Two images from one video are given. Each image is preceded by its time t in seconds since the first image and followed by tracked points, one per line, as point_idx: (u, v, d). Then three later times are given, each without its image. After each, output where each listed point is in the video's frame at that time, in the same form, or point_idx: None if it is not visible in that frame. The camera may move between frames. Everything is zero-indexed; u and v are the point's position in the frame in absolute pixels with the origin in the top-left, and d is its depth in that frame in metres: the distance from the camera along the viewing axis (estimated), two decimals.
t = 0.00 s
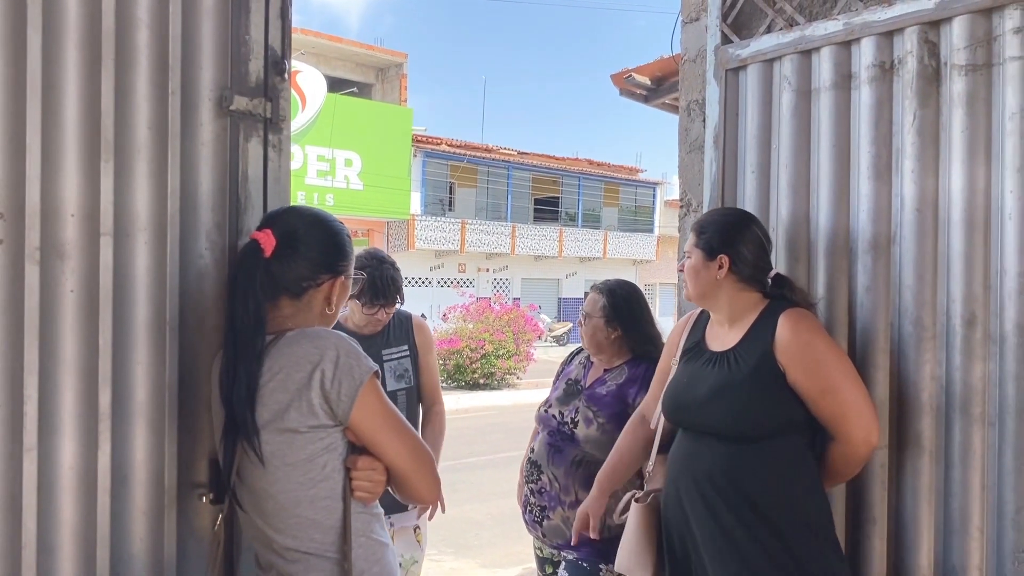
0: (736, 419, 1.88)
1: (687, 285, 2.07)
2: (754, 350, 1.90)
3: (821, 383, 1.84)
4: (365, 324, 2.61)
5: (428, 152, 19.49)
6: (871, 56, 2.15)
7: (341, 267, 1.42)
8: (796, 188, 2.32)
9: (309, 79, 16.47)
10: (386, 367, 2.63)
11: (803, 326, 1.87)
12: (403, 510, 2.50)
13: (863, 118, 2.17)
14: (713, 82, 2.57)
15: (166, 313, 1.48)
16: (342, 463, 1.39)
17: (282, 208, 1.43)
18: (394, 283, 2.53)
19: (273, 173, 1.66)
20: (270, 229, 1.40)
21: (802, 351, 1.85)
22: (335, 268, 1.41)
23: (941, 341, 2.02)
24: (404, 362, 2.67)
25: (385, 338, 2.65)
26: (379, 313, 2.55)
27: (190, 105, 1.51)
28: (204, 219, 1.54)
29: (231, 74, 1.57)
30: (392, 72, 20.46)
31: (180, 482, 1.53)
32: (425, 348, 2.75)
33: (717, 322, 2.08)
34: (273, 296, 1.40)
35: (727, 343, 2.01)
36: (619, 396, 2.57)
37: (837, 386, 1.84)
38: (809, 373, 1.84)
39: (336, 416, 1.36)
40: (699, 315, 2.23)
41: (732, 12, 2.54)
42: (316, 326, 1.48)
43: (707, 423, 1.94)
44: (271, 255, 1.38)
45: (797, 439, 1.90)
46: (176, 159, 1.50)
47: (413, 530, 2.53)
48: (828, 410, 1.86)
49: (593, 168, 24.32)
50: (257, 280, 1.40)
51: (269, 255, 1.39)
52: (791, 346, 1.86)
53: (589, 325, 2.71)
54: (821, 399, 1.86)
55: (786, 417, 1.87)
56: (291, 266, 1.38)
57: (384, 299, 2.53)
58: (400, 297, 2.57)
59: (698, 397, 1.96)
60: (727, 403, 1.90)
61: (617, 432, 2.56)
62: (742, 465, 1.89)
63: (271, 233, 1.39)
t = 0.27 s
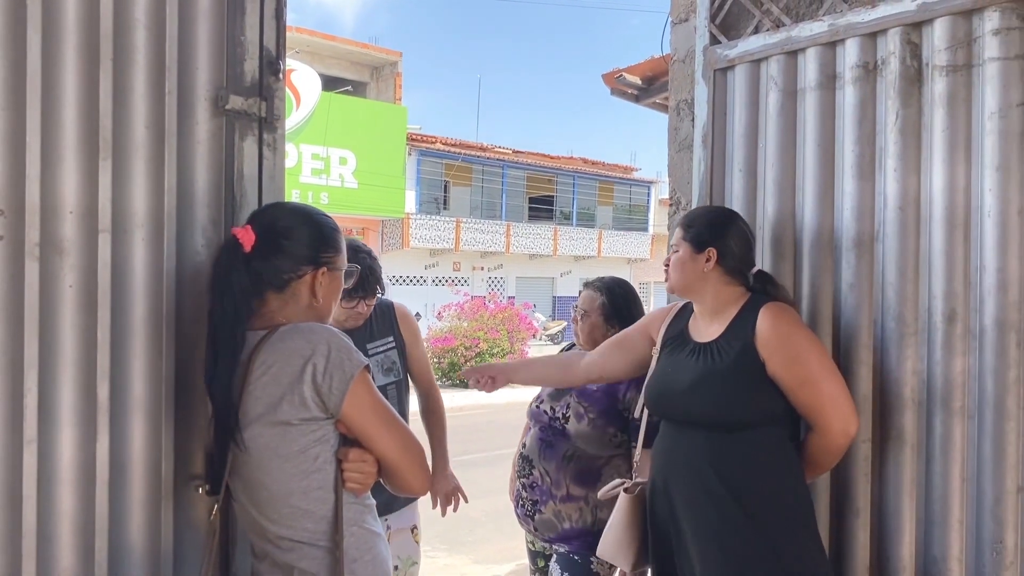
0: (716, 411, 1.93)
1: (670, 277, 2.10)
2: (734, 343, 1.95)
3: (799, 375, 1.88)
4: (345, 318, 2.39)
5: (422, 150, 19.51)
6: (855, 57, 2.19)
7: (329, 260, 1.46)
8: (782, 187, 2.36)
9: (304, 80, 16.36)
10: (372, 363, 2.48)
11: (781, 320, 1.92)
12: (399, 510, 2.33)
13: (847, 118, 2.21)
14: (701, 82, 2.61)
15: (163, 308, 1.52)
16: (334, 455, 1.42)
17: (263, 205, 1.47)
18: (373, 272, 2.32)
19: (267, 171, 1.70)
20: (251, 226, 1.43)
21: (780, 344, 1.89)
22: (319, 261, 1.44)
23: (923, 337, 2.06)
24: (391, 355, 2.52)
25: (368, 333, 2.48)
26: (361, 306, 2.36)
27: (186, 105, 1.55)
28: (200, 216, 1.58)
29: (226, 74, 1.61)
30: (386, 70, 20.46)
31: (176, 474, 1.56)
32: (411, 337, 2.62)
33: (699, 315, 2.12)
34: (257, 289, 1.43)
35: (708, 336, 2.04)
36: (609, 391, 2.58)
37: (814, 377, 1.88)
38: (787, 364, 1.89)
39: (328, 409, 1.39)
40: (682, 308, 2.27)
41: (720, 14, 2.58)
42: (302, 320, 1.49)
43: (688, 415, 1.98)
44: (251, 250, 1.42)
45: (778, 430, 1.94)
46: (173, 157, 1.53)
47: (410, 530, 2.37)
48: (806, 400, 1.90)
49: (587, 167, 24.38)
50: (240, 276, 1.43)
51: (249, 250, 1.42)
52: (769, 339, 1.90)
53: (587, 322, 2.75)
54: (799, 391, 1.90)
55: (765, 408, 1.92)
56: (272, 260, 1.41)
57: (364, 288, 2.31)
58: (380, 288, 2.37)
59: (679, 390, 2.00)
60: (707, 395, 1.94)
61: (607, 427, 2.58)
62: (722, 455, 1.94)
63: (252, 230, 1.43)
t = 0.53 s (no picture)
0: (698, 404, 1.98)
1: (661, 268, 2.17)
2: (715, 336, 2.00)
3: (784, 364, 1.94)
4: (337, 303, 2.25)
5: (418, 150, 19.55)
6: (838, 58, 2.24)
7: (317, 255, 1.50)
8: (768, 186, 2.41)
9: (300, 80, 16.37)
10: (362, 348, 2.33)
11: (764, 312, 1.96)
12: (404, 493, 2.34)
13: (830, 118, 2.26)
14: (690, 82, 2.66)
15: (162, 303, 1.56)
16: (327, 446, 1.47)
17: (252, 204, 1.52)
18: (364, 250, 2.21)
19: (264, 170, 1.74)
20: (241, 224, 1.49)
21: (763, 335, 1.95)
22: (308, 255, 1.49)
23: (904, 332, 2.11)
24: (380, 339, 2.39)
25: (356, 316, 2.35)
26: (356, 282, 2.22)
27: (185, 106, 1.60)
28: (198, 214, 1.62)
29: (224, 75, 1.65)
30: (382, 70, 20.50)
31: (175, 465, 1.61)
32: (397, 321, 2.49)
33: (683, 308, 2.18)
34: (246, 285, 1.49)
35: (689, 330, 2.11)
36: (600, 387, 2.61)
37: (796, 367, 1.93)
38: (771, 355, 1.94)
39: (321, 401, 1.44)
40: (669, 307, 2.32)
41: (708, 16, 2.63)
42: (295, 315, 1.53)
43: (671, 409, 2.04)
44: (241, 247, 1.47)
45: (759, 422, 2.00)
46: (172, 157, 1.58)
47: (417, 512, 2.38)
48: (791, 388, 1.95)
49: (583, 166, 24.44)
50: (229, 272, 1.48)
51: (239, 247, 1.47)
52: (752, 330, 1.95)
53: (585, 320, 2.80)
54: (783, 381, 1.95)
55: (746, 401, 1.97)
56: (262, 255, 1.46)
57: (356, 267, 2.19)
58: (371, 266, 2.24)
59: (662, 384, 2.05)
60: (689, 389, 1.99)
61: (599, 422, 2.63)
62: (703, 449, 1.99)
63: (242, 227, 1.48)
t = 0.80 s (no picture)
0: (688, 402, 2.03)
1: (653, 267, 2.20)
2: (706, 336, 2.05)
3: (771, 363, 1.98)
4: (339, 294, 2.31)
5: (416, 150, 19.60)
6: (827, 62, 2.28)
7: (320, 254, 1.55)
8: (759, 187, 2.45)
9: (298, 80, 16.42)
10: (361, 345, 2.38)
11: (755, 311, 2.01)
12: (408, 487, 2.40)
13: (819, 120, 2.31)
14: (682, 85, 2.70)
15: (165, 301, 1.61)
16: (325, 440, 1.51)
17: (256, 205, 1.56)
18: (367, 240, 2.28)
19: (264, 172, 1.79)
20: (249, 227, 1.52)
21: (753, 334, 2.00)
22: (314, 256, 1.54)
23: (891, 330, 2.15)
24: (379, 336, 2.43)
25: (354, 312, 2.40)
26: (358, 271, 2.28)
27: (187, 109, 1.64)
28: (200, 214, 1.67)
29: (225, 79, 1.70)
30: (380, 71, 20.55)
31: (178, 459, 1.65)
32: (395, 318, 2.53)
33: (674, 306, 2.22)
34: (256, 287, 1.52)
35: (684, 329, 2.15)
36: (594, 385, 2.66)
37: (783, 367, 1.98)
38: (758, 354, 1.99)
39: (319, 397, 1.48)
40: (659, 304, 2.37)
41: (700, 20, 2.68)
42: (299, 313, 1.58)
43: (663, 407, 2.09)
44: (252, 249, 1.50)
45: (748, 420, 2.04)
46: (175, 159, 1.62)
47: (423, 504, 2.44)
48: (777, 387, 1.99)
49: (581, 167, 24.50)
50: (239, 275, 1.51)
51: (250, 250, 1.50)
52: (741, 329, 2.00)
53: (584, 317, 2.84)
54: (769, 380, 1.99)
55: (735, 399, 2.01)
56: (271, 256, 1.50)
57: (358, 255, 2.25)
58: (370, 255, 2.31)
59: (653, 383, 2.10)
60: (679, 387, 2.04)
61: (593, 419, 2.67)
62: (693, 446, 2.04)
63: (251, 230, 1.51)
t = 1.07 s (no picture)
0: (684, 399, 2.06)
1: (653, 265, 2.19)
2: (704, 336, 2.08)
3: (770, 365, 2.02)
4: (357, 289, 2.33)
5: (415, 151, 19.66)
6: (819, 64, 2.32)
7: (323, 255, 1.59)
8: (752, 187, 2.50)
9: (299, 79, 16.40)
10: (375, 344, 2.39)
11: (750, 315, 2.05)
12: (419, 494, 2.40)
13: (812, 122, 2.35)
14: (677, 87, 2.74)
15: (171, 299, 1.64)
16: (327, 434, 1.55)
17: (261, 205, 1.60)
18: (388, 237, 2.34)
19: (267, 173, 1.83)
20: (255, 227, 1.56)
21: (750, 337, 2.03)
22: (318, 254, 1.58)
23: (882, 328, 2.19)
24: (393, 336, 2.44)
25: (370, 312, 2.41)
26: (379, 265, 2.32)
27: (191, 111, 1.68)
28: (204, 214, 1.70)
29: (228, 82, 1.74)
30: (379, 72, 20.60)
31: (182, 453, 1.69)
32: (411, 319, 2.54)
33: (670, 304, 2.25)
34: (261, 286, 1.56)
35: (682, 327, 2.19)
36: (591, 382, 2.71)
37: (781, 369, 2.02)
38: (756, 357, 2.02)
39: (321, 391, 1.52)
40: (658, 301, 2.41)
41: (694, 23, 2.72)
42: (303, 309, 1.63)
43: (659, 405, 2.12)
44: (259, 250, 1.54)
45: (742, 417, 2.08)
46: (179, 160, 1.66)
47: (431, 512, 2.43)
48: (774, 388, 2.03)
49: (579, 168, 24.55)
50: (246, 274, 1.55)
51: (256, 250, 1.54)
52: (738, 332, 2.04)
53: (585, 316, 2.87)
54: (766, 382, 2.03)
55: (729, 396, 2.05)
56: (277, 256, 1.54)
57: (378, 249, 2.30)
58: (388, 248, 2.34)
59: (650, 380, 2.14)
60: (676, 385, 2.08)
61: (590, 416, 2.71)
62: (688, 444, 2.08)
63: (258, 230, 1.55)
